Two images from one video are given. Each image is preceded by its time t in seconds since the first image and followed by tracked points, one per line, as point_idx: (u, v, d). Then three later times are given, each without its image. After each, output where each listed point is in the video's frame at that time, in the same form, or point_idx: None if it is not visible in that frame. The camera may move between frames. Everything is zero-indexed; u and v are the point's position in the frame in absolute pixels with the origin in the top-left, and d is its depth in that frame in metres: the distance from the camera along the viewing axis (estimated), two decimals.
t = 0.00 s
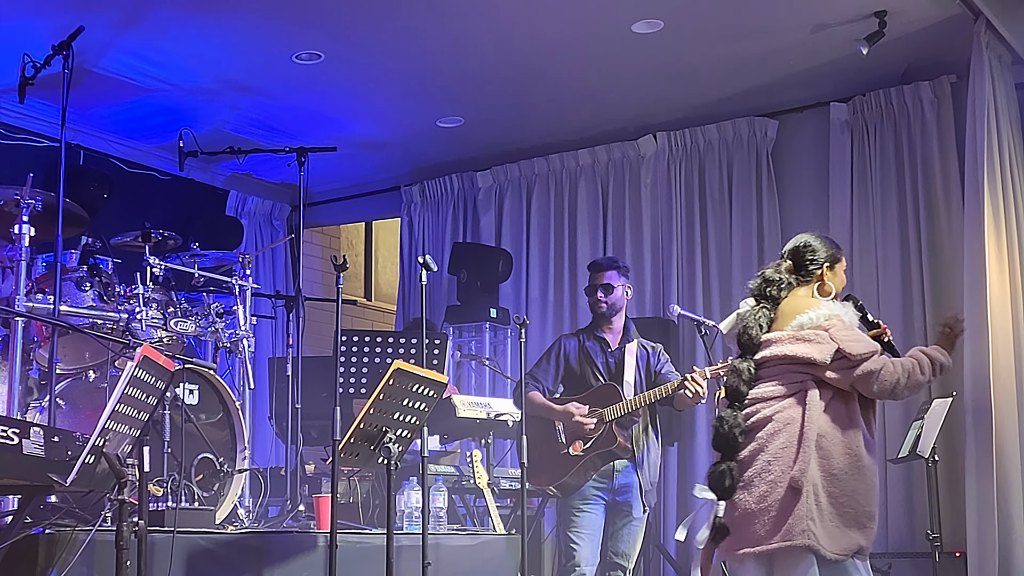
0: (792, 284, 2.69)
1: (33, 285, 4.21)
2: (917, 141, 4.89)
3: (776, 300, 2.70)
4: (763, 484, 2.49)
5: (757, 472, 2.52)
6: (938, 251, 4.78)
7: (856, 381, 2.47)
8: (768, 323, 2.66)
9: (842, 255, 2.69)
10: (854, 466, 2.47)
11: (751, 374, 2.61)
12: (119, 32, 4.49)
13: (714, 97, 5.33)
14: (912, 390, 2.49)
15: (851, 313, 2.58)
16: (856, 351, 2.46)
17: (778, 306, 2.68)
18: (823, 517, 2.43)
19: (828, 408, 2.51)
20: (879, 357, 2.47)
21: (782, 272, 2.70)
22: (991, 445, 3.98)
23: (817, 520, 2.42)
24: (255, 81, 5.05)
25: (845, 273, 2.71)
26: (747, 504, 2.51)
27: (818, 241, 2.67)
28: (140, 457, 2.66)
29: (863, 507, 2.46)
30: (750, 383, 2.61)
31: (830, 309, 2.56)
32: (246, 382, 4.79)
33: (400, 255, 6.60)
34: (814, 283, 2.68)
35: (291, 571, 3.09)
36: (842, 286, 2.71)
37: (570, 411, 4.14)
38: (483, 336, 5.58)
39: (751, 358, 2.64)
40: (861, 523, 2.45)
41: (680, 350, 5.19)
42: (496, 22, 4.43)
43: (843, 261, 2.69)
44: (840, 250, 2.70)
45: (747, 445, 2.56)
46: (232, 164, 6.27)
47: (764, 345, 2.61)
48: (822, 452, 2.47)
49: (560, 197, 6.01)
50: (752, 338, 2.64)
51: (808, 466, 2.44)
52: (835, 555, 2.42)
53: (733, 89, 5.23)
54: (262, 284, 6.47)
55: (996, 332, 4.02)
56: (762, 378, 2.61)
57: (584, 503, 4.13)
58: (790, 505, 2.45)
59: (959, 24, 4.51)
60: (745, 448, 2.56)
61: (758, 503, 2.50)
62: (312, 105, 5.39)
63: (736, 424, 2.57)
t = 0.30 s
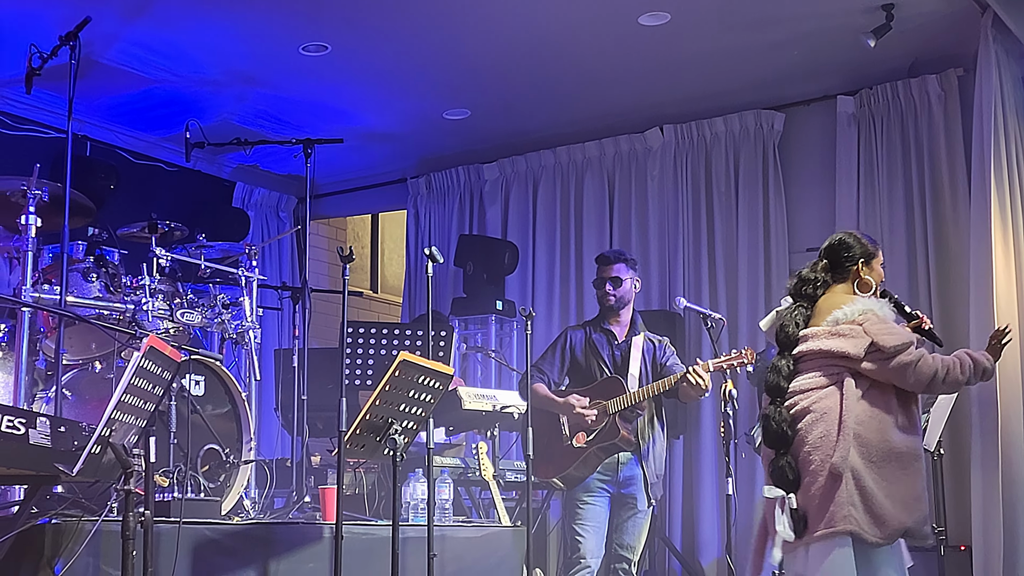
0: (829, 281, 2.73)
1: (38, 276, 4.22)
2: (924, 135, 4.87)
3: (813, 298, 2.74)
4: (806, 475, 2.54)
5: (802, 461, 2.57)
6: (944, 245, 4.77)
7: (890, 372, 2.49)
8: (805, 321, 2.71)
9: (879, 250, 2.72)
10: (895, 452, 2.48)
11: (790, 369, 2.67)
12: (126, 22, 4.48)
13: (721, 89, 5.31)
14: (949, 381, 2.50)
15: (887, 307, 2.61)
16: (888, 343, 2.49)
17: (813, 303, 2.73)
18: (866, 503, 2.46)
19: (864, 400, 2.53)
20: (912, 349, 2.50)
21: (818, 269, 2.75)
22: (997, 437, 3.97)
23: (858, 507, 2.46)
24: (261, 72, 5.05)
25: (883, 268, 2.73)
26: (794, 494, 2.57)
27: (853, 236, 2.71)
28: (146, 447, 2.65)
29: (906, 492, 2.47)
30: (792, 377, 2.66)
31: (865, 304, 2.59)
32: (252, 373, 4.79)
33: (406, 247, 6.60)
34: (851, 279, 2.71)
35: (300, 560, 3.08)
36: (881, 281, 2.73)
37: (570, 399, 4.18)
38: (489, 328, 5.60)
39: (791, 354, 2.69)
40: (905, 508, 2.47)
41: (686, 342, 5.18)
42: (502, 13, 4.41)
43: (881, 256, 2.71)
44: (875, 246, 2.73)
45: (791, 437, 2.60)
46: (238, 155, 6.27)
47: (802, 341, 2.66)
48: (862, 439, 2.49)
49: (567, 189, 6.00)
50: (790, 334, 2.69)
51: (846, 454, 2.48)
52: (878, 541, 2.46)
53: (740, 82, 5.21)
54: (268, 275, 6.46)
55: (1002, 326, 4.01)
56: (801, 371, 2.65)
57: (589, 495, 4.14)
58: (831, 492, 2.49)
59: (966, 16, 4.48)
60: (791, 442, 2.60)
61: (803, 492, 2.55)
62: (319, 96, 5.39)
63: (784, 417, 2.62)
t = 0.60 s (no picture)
0: (864, 280, 2.75)
1: (52, 268, 4.25)
2: (935, 130, 4.85)
3: (850, 296, 2.77)
4: (839, 467, 2.56)
5: (833, 453, 2.59)
6: (956, 240, 4.75)
7: (923, 370, 2.50)
8: (840, 318, 2.74)
9: (914, 249, 2.73)
10: (925, 448, 2.51)
11: (825, 364, 2.68)
12: (138, 16, 4.50)
13: (733, 85, 5.30)
14: (984, 386, 2.48)
15: (923, 306, 2.62)
16: (922, 342, 2.50)
17: (849, 300, 2.76)
18: (896, 495, 2.48)
19: (897, 396, 2.54)
20: (947, 349, 2.49)
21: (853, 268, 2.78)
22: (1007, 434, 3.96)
23: (888, 499, 2.47)
24: (273, 66, 5.05)
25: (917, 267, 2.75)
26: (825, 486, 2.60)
27: (889, 235, 2.71)
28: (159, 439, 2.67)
29: (935, 487, 2.49)
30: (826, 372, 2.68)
31: (901, 303, 2.60)
32: (263, 366, 4.80)
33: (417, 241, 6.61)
34: (885, 278, 2.73)
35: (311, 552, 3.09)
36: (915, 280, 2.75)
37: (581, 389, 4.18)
38: (499, 323, 5.60)
39: (825, 350, 2.71)
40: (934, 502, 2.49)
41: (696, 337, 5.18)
42: (514, 8, 4.41)
43: (915, 255, 2.73)
44: (910, 245, 2.74)
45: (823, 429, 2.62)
46: (250, 149, 6.29)
47: (837, 337, 2.68)
48: (893, 433, 2.52)
49: (578, 183, 6.00)
50: (825, 331, 2.72)
51: (878, 448, 2.50)
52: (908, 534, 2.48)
53: (752, 77, 5.20)
54: (279, 269, 6.49)
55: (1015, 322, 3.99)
56: (835, 367, 2.68)
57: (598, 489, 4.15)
58: (862, 484, 2.51)
59: (979, 11, 4.45)
60: (824, 435, 2.62)
61: (834, 484, 2.58)
62: (330, 91, 5.39)
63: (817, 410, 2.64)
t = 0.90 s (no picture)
0: (909, 291, 2.71)
1: (70, 263, 4.31)
2: (954, 126, 4.81)
3: (894, 306, 2.72)
4: (879, 475, 2.55)
5: (877, 461, 2.56)
6: (975, 236, 4.71)
7: (964, 382, 2.43)
8: (884, 328, 2.71)
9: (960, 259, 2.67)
10: (967, 452, 2.44)
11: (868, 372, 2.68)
12: (155, 12, 4.51)
13: (750, 80, 5.28)
14: None
15: (966, 317, 2.56)
16: (962, 355, 2.43)
17: (893, 311, 2.71)
18: (937, 500, 2.43)
19: (938, 405, 2.49)
20: (990, 361, 2.41)
21: (899, 278, 2.73)
22: None
23: (930, 506, 2.43)
24: (291, 61, 5.07)
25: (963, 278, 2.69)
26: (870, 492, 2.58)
27: (933, 246, 2.66)
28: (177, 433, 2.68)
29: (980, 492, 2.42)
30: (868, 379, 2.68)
31: (945, 314, 2.53)
32: (280, 361, 4.82)
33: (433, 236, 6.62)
34: (929, 288, 2.68)
35: (327, 546, 3.12)
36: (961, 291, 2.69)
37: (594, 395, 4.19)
38: (516, 318, 5.61)
39: (870, 360, 2.69)
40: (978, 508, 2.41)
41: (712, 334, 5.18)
42: (530, 3, 4.40)
43: (961, 266, 2.66)
44: (957, 255, 2.68)
45: (867, 437, 2.62)
46: (267, 145, 6.32)
47: (880, 347, 2.66)
48: (934, 440, 2.47)
49: (595, 179, 5.98)
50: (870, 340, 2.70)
51: (918, 454, 2.46)
52: (950, 539, 2.41)
53: (770, 72, 5.17)
54: (296, 264, 6.50)
55: None
56: (879, 376, 2.65)
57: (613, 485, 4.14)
58: (904, 491, 2.48)
59: (1000, 6, 4.41)
60: (868, 442, 2.61)
61: (877, 490, 2.55)
62: (347, 86, 5.40)
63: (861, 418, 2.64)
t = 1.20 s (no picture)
0: (966, 293, 2.74)
1: (93, 258, 4.32)
2: (977, 121, 4.77)
3: (949, 306, 2.76)
4: (920, 471, 2.54)
5: (919, 457, 2.55)
6: (998, 233, 4.66)
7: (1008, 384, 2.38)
8: (935, 326, 2.75)
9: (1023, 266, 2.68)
10: (1006, 452, 2.38)
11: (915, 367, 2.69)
12: (176, 8, 4.53)
13: (772, 76, 5.26)
14: None
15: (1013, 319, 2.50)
16: (1007, 355, 2.37)
17: (947, 310, 2.76)
18: (975, 497, 2.40)
19: (979, 404, 2.45)
20: None
21: (960, 279, 2.77)
22: None
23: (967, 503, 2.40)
24: (311, 57, 5.08)
25: None
26: (910, 487, 2.58)
27: (994, 250, 2.68)
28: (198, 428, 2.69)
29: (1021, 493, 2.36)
30: (914, 376, 2.69)
31: (996, 314, 2.48)
32: (300, 356, 4.82)
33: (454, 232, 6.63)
34: (988, 291, 2.70)
35: (346, 542, 3.15)
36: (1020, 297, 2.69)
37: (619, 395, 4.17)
38: (536, 314, 5.62)
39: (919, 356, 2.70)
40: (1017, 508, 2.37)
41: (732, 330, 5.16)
42: None
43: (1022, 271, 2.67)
44: (1017, 260, 2.68)
45: (909, 433, 2.62)
46: (288, 141, 6.33)
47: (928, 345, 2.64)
48: (973, 439, 2.43)
49: (615, 175, 5.97)
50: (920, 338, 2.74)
51: (956, 451, 2.44)
52: (983, 536, 2.40)
53: (792, 68, 5.14)
54: (316, 259, 6.52)
55: None
56: (926, 372, 2.62)
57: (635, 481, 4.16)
58: (941, 488, 2.45)
59: None
60: (911, 435, 2.60)
61: (918, 485, 2.54)
62: (368, 82, 5.41)
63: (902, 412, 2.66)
